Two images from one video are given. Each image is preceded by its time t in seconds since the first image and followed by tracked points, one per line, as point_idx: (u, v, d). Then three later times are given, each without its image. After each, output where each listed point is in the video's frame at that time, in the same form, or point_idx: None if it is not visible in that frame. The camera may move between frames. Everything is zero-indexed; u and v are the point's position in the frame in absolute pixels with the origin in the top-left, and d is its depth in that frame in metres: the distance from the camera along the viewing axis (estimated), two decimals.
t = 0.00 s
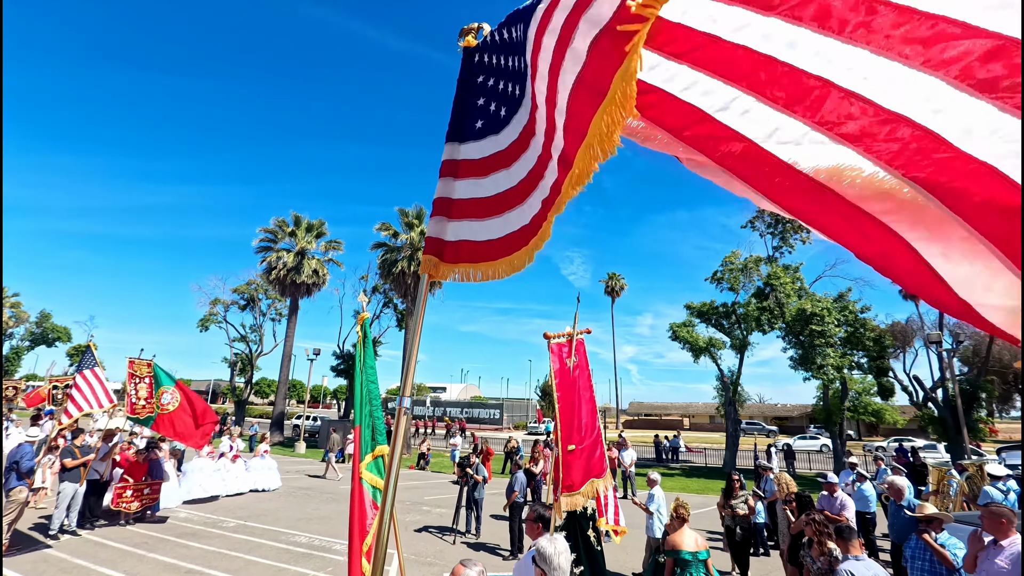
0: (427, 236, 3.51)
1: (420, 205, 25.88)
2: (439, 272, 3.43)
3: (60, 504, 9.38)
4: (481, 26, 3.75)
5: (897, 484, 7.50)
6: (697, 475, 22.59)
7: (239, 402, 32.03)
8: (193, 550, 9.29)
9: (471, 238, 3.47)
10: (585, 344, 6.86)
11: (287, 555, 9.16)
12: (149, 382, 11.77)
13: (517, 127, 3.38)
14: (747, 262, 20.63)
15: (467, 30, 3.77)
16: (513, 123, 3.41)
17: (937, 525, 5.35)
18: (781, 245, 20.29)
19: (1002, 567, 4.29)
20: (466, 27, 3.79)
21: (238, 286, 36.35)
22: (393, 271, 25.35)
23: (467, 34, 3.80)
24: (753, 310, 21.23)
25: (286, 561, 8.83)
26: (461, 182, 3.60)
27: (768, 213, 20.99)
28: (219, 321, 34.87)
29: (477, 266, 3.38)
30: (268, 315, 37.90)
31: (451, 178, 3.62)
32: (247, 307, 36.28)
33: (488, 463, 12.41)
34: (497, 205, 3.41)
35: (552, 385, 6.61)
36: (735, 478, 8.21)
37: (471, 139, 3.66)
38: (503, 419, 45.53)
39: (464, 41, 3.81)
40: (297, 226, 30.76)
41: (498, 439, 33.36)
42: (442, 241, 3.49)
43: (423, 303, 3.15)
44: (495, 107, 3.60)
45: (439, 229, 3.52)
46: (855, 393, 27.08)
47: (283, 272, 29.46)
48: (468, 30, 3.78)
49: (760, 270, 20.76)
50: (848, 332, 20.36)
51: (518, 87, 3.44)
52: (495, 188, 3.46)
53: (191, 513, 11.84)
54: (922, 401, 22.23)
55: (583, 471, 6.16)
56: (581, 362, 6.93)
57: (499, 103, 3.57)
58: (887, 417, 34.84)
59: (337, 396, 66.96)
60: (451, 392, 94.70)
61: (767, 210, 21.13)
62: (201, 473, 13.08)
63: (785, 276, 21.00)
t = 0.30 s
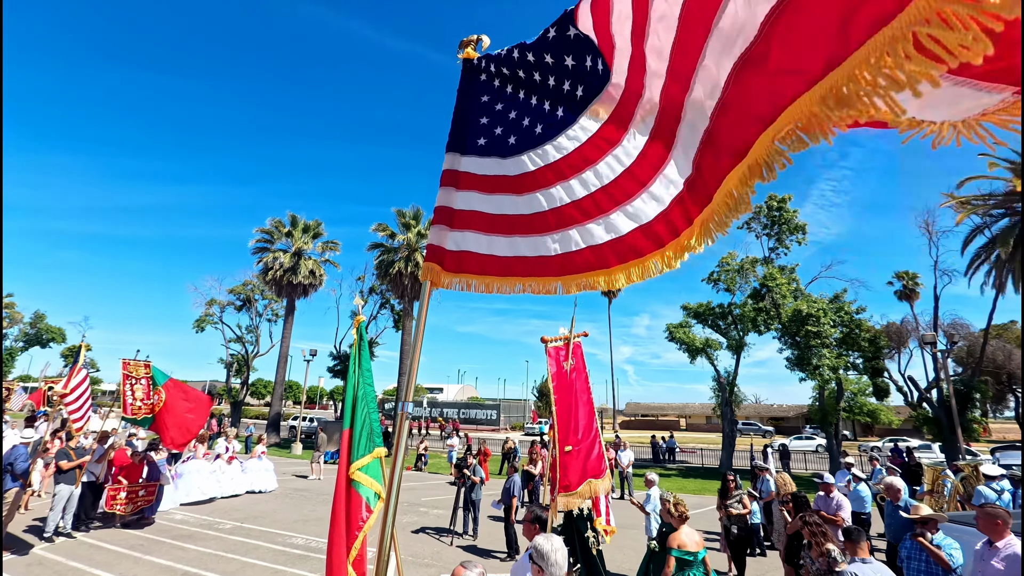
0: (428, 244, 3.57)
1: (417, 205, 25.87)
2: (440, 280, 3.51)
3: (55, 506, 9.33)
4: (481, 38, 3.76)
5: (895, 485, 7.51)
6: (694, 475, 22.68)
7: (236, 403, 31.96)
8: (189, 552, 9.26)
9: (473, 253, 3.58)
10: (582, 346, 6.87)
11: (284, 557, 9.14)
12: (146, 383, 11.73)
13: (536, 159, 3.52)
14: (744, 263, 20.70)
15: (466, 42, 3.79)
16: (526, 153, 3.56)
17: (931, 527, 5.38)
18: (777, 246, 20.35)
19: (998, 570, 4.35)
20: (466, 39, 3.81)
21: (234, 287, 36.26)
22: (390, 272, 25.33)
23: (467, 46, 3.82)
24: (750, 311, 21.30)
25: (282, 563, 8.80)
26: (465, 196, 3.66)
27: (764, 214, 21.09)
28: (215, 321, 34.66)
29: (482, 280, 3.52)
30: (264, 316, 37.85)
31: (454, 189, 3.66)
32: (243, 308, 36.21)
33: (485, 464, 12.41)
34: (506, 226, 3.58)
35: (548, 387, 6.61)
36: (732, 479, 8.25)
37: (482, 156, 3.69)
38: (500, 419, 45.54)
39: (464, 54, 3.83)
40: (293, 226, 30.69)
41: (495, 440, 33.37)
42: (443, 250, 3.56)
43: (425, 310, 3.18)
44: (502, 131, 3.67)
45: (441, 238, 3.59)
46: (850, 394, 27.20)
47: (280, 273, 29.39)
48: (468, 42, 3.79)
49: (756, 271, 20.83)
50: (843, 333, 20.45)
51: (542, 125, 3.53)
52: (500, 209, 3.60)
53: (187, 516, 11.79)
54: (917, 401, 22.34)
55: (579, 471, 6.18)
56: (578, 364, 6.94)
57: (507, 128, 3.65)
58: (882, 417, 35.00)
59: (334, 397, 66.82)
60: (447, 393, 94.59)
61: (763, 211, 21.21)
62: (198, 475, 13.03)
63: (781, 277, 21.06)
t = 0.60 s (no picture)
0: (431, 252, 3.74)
1: (414, 206, 25.84)
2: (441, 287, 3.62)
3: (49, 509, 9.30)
4: (483, 52, 3.84)
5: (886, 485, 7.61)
6: (690, 476, 22.72)
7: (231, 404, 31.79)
8: (184, 554, 9.21)
9: (475, 259, 3.82)
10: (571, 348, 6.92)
11: (280, 559, 9.11)
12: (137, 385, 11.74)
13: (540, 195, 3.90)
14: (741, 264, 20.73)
15: (471, 55, 3.84)
16: (524, 182, 3.96)
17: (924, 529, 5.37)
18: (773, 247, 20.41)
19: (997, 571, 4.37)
20: (469, 52, 3.88)
21: (230, 288, 36.13)
22: (387, 273, 25.30)
23: (470, 59, 3.89)
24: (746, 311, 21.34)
25: (278, 565, 8.78)
26: (469, 206, 3.93)
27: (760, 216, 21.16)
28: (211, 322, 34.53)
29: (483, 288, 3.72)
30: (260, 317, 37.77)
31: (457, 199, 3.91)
32: (239, 309, 36.10)
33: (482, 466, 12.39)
34: (509, 239, 3.87)
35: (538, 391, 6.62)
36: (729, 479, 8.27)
37: (485, 171, 4.02)
38: (496, 421, 45.44)
39: (468, 67, 3.90)
40: (290, 227, 30.61)
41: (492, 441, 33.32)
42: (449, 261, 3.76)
43: (431, 316, 3.19)
44: (504, 154, 4.03)
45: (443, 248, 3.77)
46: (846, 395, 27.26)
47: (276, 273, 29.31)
48: (471, 56, 3.86)
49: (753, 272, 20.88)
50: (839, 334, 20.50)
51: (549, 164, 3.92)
52: (500, 220, 3.90)
53: (182, 518, 11.74)
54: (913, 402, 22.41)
55: (572, 471, 6.17)
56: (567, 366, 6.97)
57: (510, 154, 4.02)
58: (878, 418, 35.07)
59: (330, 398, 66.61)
60: (444, 394, 94.44)
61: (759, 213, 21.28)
62: (193, 477, 12.95)
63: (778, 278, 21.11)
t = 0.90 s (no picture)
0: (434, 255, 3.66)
1: (411, 207, 25.80)
2: (445, 292, 3.55)
3: (42, 510, 9.23)
4: (486, 56, 3.84)
5: (874, 484, 7.82)
6: (686, 476, 22.74)
7: (227, 406, 31.67)
8: (179, 556, 9.17)
9: (478, 268, 3.77)
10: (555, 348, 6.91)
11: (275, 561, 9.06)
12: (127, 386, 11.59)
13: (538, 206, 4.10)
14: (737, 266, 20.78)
15: (472, 60, 3.86)
16: (523, 188, 4.10)
17: (913, 529, 5.36)
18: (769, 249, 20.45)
19: (990, 572, 4.41)
20: (471, 56, 3.88)
21: (226, 289, 36.03)
22: (383, 274, 25.26)
23: (472, 64, 3.89)
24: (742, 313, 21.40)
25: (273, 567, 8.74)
26: (469, 209, 3.91)
27: (756, 217, 21.22)
28: (207, 323, 34.46)
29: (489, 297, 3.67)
30: (255, 318, 37.68)
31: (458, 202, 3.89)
32: (235, 310, 36.01)
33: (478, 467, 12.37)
34: (507, 246, 3.88)
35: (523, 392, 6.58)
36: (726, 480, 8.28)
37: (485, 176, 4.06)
38: (493, 422, 45.39)
39: (470, 71, 3.90)
40: (286, 228, 30.54)
41: (489, 442, 33.28)
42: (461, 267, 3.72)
43: (431, 315, 3.20)
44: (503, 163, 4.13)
45: (448, 251, 3.73)
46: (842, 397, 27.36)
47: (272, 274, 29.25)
48: (473, 60, 3.86)
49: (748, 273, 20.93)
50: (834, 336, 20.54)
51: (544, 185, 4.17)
52: (501, 226, 3.93)
53: (177, 520, 11.69)
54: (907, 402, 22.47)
55: (557, 472, 6.13)
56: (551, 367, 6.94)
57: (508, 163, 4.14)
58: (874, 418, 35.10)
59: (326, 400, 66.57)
60: (441, 395, 94.44)
61: (755, 214, 21.34)
62: (188, 479, 12.89)
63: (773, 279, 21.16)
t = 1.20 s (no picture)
0: (428, 257, 3.68)
1: (407, 207, 25.74)
2: (439, 294, 3.54)
3: (34, 512, 9.17)
4: (478, 61, 3.82)
5: (868, 484, 7.88)
6: (683, 477, 22.77)
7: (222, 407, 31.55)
8: (173, 558, 9.11)
9: (469, 265, 3.75)
10: (544, 349, 6.90)
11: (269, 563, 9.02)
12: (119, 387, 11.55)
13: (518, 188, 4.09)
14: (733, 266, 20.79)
15: (465, 64, 3.85)
16: (506, 175, 4.07)
17: (906, 529, 5.36)
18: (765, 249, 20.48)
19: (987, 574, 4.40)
20: (464, 61, 3.86)
21: (221, 289, 35.89)
22: (380, 274, 25.20)
23: (465, 69, 3.88)
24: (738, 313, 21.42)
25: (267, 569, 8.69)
26: (459, 210, 3.94)
27: (751, 218, 21.26)
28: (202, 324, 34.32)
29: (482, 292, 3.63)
30: (251, 319, 37.60)
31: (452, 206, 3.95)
32: (230, 310, 35.88)
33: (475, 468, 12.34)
34: (496, 238, 3.82)
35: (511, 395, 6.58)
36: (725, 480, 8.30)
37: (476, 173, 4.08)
38: (490, 422, 45.32)
39: (463, 76, 3.89)
40: (282, 228, 30.43)
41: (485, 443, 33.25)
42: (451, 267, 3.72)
43: (425, 315, 3.19)
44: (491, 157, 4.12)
45: (441, 253, 3.74)
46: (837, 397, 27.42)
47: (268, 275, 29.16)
48: (466, 65, 3.85)
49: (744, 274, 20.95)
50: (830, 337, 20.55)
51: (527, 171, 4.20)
52: (489, 219, 3.89)
53: (171, 522, 11.62)
54: (902, 402, 22.54)
55: (548, 472, 6.17)
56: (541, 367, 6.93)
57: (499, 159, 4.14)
58: (869, 418, 35.16)
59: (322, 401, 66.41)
60: (438, 395, 94.28)
61: (751, 215, 21.37)
62: (182, 481, 12.83)
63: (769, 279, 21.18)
